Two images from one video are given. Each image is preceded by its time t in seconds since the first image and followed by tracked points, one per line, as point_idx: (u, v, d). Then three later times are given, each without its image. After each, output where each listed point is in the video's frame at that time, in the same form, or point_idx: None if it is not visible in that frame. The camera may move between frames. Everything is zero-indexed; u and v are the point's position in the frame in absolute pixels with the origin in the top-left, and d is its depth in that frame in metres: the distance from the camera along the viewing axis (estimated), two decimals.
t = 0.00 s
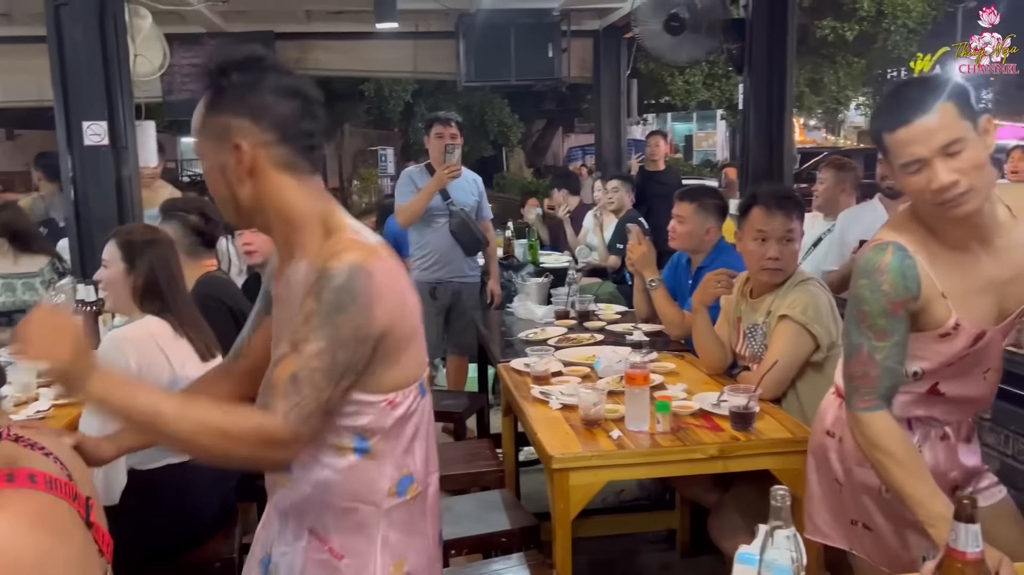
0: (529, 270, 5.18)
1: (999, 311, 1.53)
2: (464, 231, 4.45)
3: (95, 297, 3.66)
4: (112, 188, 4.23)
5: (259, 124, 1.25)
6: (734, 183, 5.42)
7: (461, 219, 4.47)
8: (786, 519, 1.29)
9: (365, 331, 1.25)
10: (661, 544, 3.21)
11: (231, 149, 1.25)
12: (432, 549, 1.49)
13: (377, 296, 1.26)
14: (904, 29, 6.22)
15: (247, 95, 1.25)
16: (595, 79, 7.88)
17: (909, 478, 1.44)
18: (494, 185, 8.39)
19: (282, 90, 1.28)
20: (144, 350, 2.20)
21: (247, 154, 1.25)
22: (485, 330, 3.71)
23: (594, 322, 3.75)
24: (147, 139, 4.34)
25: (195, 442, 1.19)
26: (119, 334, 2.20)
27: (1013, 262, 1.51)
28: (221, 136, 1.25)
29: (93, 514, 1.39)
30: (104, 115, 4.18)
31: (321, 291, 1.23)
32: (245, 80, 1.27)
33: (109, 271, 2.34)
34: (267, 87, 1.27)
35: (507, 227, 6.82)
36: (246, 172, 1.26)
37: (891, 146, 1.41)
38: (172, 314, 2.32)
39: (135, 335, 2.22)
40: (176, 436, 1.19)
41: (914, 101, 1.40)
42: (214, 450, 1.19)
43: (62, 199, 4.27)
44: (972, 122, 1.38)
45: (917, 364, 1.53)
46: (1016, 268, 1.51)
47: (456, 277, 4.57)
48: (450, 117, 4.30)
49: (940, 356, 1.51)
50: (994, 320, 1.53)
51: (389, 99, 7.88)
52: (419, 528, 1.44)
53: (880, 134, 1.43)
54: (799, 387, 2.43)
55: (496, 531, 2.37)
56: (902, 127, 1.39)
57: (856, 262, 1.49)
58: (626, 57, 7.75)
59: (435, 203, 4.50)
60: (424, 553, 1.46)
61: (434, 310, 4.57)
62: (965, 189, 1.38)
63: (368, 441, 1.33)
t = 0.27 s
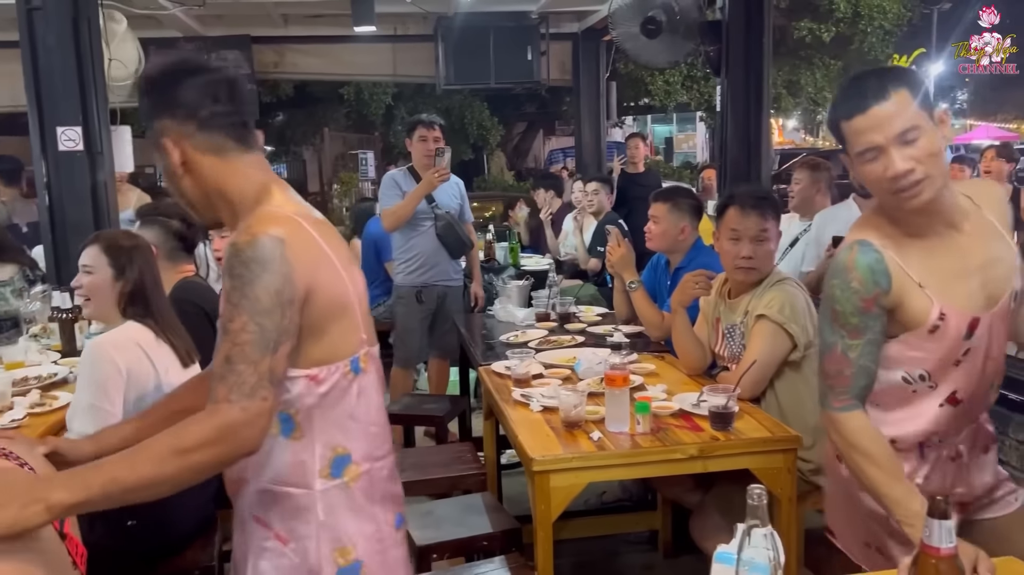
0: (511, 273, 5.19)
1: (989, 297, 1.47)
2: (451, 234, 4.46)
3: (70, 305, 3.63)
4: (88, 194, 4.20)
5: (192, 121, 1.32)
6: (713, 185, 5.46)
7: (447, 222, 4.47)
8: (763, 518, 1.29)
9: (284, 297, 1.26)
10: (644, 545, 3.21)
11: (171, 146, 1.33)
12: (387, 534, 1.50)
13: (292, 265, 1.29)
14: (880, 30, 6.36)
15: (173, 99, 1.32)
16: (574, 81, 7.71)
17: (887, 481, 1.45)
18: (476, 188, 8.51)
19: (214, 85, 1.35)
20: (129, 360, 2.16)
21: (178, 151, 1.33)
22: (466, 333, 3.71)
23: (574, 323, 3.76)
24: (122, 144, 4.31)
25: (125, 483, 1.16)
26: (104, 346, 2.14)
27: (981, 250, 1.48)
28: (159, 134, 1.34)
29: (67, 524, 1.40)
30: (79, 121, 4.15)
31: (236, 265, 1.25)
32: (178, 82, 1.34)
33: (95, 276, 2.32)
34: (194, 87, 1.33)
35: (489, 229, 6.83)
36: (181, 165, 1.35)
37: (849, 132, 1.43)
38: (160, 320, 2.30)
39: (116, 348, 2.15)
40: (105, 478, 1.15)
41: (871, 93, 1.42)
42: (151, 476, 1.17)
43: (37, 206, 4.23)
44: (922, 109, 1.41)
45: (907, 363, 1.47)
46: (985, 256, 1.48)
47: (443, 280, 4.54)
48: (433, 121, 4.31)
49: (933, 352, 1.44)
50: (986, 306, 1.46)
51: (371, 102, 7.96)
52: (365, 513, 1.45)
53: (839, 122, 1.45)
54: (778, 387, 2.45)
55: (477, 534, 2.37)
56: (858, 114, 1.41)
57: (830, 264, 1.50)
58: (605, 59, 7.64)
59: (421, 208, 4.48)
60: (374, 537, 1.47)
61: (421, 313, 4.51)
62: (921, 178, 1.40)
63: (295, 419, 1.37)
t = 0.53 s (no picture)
0: (494, 276, 5.20)
1: (944, 285, 1.49)
2: (435, 237, 4.47)
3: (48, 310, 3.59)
4: (67, 199, 4.16)
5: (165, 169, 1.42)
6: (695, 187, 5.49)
7: (432, 225, 4.48)
8: (744, 517, 1.30)
9: (255, 322, 1.32)
10: (627, 545, 3.22)
11: (151, 196, 1.43)
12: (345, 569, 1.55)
13: (263, 293, 1.35)
14: (859, 32, 6.53)
15: (146, 150, 1.43)
16: (556, 84, 7.66)
17: (865, 481, 1.47)
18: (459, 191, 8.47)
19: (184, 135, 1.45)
20: (123, 360, 2.12)
21: (151, 200, 1.44)
22: (449, 336, 3.70)
23: (557, 325, 3.76)
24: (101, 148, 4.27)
25: (103, 507, 1.22)
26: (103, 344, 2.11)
27: (928, 244, 1.53)
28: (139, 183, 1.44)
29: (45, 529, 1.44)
30: (57, 125, 4.11)
31: (211, 296, 1.32)
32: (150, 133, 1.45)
33: (94, 279, 2.31)
34: (163, 138, 1.44)
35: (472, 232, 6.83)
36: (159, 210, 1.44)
37: (827, 125, 1.46)
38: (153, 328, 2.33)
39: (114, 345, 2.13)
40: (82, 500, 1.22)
41: (851, 87, 1.45)
42: (125, 498, 1.23)
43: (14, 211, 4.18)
44: (904, 121, 1.45)
45: (871, 362, 1.50)
46: (932, 250, 1.52)
47: (427, 284, 4.53)
48: (416, 124, 4.30)
49: (893, 342, 1.47)
50: (939, 292, 1.48)
51: (352, 105, 7.86)
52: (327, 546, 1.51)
53: (818, 112, 1.47)
54: (758, 387, 2.47)
55: (461, 538, 2.36)
56: (842, 104, 1.44)
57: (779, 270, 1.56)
58: (587, 62, 7.61)
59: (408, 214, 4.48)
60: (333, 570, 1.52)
61: (406, 317, 4.50)
62: (891, 181, 1.44)
63: (262, 454, 1.43)
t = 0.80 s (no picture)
0: (480, 279, 5.20)
1: (895, 312, 1.61)
2: (420, 241, 4.47)
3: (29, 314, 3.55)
4: (49, 202, 4.13)
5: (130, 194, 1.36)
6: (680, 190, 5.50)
7: (416, 228, 4.47)
8: (727, 519, 1.30)
9: (171, 315, 1.24)
10: (613, 548, 3.23)
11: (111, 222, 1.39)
12: None
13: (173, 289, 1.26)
14: (842, 35, 6.57)
15: (120, 172, 1.38)
16: (542, 88, 7.66)
17: (843, 486, 1.53)
18: (445, 195, 8.33)
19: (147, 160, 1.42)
20: (92, 370, 2.08)
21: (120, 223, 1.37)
22: (435, 339, 3.70)
23: (543, 328, 3.78)
24: (84, 151, 4.25)
25: (43, 509, 1.23)
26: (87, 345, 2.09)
27: (894, 270, 1.63)
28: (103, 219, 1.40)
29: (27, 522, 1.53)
30: (39, 128, 4.09)
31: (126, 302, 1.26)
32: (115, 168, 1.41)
33: (71, 283, 2.31)
34: (138, 161, 1.40)
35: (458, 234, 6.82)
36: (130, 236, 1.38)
37: (812, 147, 1.54)
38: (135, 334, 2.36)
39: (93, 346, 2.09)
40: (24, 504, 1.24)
41: (835, 110, 1.54)
42: (58, 502, 1.22)
43: None
44: (884, 148, 1.54)
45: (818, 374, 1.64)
46: (896, 276, 1.63)
47: (411, 287, 4.53)
48: (400, 125, 4.29)
49: (844, 361, 1.61)
50: (891, 319, 1.60)
51: (335, 106, 8.06)
52: None
53: (802, 131, 1.56)
54: (741, 389, 2.48)
55: (447, 541, 2.36)
56: (831, 126, 1.52)
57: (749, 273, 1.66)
58: (572, 65, 7.61)
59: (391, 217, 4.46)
60: None
61: (391, 321, 4.49)
62: (867, 205, 1.52)
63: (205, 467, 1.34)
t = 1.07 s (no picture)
0: (470, 279, 5.20)
1: (871, 324, 1.69)
2: (406, 241, 4.43)
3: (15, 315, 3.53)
4: (35, 203, 4.11)
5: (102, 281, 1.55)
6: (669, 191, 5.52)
7: (402, 229, 4.43)
8: (714, 517, 1.32)
9: (133, 342, 1.32)
10: (602, 548, 3.23)
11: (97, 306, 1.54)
12: None
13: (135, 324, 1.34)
14: (830, 37, 6.59)
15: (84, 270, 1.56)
16: (531, 89, 7.65)
17: (832, 483, 1.54)
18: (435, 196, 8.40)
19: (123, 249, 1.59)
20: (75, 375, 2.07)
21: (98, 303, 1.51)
22: (425, 340, 3.70)
23: (533, 329, 3.78)
24: (71, 152, 4.22)
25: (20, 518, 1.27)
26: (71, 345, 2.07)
27: (892, 279, 1.68)
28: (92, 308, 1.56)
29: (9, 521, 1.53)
30: (25, 128, 4.06)
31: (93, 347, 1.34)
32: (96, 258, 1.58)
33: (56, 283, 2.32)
34: (98, 257, 1.57)
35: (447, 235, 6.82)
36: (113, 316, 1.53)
37: (806, 156, 1.53)
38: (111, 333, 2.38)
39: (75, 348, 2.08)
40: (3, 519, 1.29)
41: (824, 118, 1.54)
42: (37, 507, 1.26)
43: None
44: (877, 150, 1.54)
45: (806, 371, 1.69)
46: (892, 287, 1.68)
47: (398, 288, 4.53)
48: (388, 126, 4.27)
49: (817, 361, 1.69)
50: (864, 333, 1.68)
51: (321, 106, 8.10)
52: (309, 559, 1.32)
53: (794, 144, 1.56)
54: (728, 388, 2.48)
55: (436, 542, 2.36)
56: (820, 134, 1.52)
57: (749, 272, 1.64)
58: (561, 66, 7.60)
59: (376, 213, 4.45)
60: None
61: (378, 322, 4.50)
62: (871, 205, 1.51)
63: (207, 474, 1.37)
